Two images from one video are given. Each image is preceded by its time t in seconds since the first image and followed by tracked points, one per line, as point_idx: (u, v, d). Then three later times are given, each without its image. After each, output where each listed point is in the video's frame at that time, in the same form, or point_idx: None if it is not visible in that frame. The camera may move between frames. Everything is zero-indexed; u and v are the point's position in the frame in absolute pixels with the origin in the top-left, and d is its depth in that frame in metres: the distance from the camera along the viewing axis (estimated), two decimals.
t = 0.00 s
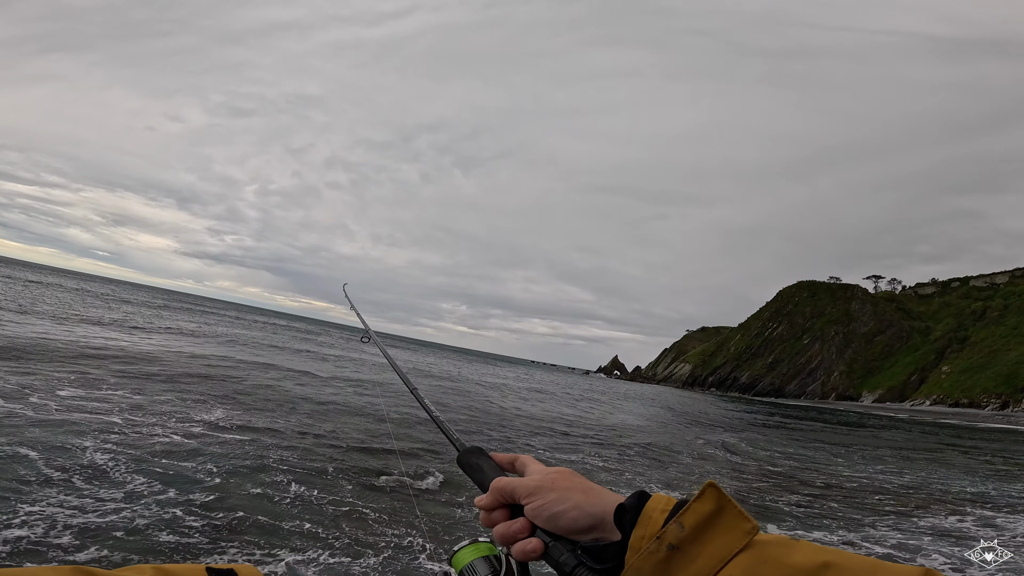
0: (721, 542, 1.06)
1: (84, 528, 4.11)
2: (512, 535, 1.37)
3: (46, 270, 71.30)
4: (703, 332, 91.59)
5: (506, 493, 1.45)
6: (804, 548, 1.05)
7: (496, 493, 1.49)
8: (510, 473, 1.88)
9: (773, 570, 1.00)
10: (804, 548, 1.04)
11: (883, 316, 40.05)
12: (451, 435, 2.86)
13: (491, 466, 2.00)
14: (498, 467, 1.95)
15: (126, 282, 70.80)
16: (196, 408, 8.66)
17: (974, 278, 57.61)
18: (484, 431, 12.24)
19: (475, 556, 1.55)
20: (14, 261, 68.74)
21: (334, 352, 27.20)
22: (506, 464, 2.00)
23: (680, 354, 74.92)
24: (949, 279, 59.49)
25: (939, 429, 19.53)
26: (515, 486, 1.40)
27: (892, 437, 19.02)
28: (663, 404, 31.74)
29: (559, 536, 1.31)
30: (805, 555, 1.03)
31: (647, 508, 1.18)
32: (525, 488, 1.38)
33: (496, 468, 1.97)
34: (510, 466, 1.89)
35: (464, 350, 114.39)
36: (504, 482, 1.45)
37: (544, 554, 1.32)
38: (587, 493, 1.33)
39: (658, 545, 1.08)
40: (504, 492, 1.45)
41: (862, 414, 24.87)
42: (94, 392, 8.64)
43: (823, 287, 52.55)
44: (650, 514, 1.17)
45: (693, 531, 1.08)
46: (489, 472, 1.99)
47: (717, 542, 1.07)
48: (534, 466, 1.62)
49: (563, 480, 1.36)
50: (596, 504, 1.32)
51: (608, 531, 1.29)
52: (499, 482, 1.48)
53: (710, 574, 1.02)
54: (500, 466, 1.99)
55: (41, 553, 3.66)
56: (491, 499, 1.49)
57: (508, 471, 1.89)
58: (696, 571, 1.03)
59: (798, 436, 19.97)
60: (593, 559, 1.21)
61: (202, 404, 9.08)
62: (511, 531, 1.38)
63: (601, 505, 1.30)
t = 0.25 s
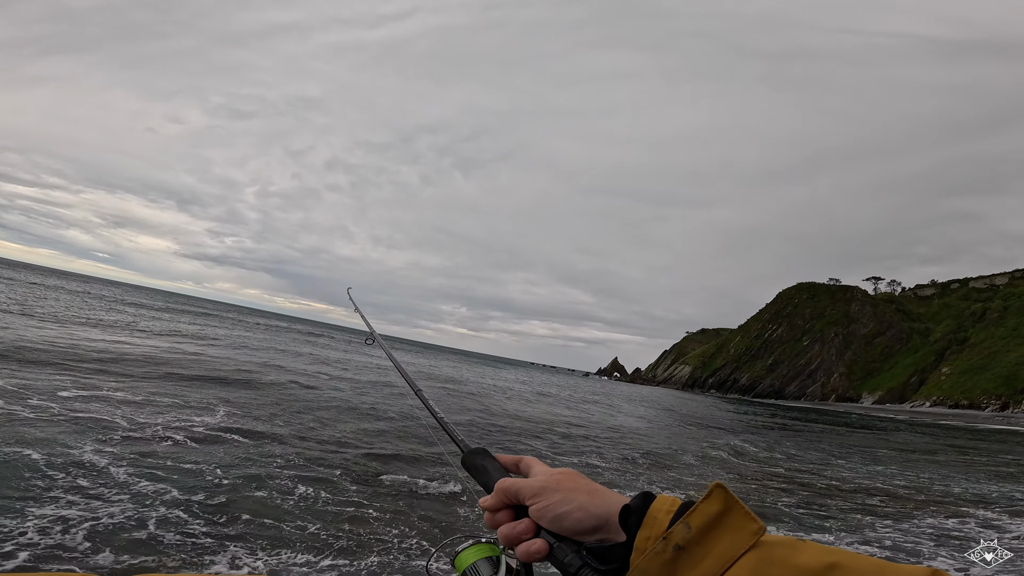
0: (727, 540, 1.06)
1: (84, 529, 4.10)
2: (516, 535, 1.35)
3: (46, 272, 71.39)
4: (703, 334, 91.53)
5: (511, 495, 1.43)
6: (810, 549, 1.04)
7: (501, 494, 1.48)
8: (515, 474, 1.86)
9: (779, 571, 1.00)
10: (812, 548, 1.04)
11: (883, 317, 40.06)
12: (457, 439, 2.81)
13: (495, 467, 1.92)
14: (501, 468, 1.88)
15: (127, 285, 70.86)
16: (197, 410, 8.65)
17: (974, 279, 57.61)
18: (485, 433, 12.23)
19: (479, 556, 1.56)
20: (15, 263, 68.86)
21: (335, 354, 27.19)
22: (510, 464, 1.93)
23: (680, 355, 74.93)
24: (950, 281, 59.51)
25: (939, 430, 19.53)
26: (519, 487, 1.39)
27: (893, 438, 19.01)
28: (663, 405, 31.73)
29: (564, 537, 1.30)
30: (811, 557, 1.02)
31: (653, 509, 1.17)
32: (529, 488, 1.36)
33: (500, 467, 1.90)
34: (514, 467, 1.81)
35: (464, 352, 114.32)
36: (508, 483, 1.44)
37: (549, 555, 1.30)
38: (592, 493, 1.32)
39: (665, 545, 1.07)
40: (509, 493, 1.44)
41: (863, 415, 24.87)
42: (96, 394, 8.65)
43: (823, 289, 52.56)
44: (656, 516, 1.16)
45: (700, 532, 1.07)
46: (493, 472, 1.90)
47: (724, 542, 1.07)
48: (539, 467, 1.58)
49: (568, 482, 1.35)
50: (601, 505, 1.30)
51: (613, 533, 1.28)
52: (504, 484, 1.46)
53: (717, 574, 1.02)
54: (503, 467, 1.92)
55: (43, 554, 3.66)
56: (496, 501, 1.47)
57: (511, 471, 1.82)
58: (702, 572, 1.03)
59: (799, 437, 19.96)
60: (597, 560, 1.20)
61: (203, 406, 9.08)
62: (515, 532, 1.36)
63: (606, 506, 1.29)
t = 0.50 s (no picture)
0: (720, 546, 1.05)
1: (84, 530, 4.12)
2: (509, 543, 1.35)
3: (47, 274, 71.45)
4: (703, 336, 91.40)
5: (503, 503, 1.42)
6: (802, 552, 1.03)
7: (493, 503, 1.47)
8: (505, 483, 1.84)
9: None
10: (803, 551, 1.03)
11: (884, 319, 40.03)
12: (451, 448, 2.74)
13: (487, 474, 1.85)
14: (493, 475, 1.83)
15: (128, 287, 70.92)
16: (196, 412, 8.65)
17: (975, 281, 57.55)
18: (485, 435, 12.20)
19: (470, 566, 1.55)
20: (17, 265, 68.97)
21: (335, 356, 27.20)
22: (503, 473, 1.87)
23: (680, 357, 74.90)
24: (951, 283, 59.41)
25: (940, 432, 19.53)
26: (511, 496, 1.38)
27: (894, 440, 19.01)
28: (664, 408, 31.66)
29: (555, 546, 1.30)
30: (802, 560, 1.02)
31: (644, 515, 1.16)
32: (519, 496, 1.36)
33: (492, 475, 1.84)
34: (505, 475, 1.76)
35: (464, 354, 114.11)
36: (500, 491, 1.43)
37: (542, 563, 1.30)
38: (583, 501, 1.32)
39: (656, 552, 1.07)
40: (501, 502, 1.43)
41: (864, 417, 24.82)
42: (96, 395, 8.65)
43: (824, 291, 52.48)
44: (648, 521, 1.15)
45: (691, 538, 1.07)
46: (484, 481, 1.83)
47: (716, 546, 1.06)
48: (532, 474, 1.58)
49: (558, 489, 1.35)
50: (592, 512, 1.31)
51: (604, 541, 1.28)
52: (495, 492, 1.45)
53: None
54: (496, 476, 1.85)
55: (42, 555, 3.66)
56: (489, 509, 1.45)
57: (504, 479, 1.76)
58: None
59: (799, 439, 19.96)
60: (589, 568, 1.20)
61: (203, 407, 9.07)
62: (508, 541, 1.35)
63: (597, 514, 1.29)
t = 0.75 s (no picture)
0: (720, 554, 1.04)
1: (93, 533, 4.15)
2: (508, 553, 1.35)
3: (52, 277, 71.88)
4: (705, 339, 91.24)
5: (501, 513, 1.44)
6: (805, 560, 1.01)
7: (491, 512, 1.48)
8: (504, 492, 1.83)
9: None
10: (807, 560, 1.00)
11: (888, 322, 39.92)
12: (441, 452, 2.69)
13: (484, 484, 1.83)
14: (490, 483, 1.81)
15: (132, 290, 71.30)
16: (200, 414, 8.68)
17: (977, 283, 57.41)
18: (487, 438, 12.22)
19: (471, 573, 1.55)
20: (22, 268, 69.44)
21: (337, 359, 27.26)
22: (500, 480, 1.86)
23: (682, 360, 74.79)
24: (954, 285, 59.23)
25: (944, 434, 19.45)
26: (510, 506, 1.40)
27: (898, 442, 18.94)
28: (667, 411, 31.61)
29: (555, 554, 1.31)
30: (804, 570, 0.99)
31: (642, 524, 1.16)
32: (519, 506, 1.38)
33: (489, 484, 1.81)
34: (504, 484, 1.76)
35: (466, 357, 114.09)
36: (500, 501, 1.44)
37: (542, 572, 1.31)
38: (581, 509, 1.33)
39: (655, 561, 1.06)
40: (500, 510, 1.45)
41: (867, 420, 24.75)
42: (101, 398, 8.70)
43: (826, 293, 52.37)
44: (647, 530, 1.15)
45: (689, 547, 1.06)
46: (481, 490, 1.81)
47: (717, 554, 1.04)
48: (530, 483, 1.58)
49: (556, 498, 1.36)
50: (590, 521, 1.32)
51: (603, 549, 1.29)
52: (494, 502, 1.47)
53: None
54: (494, 484, 1.83)
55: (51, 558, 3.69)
56: (488, 519, 1.47)
57: (502, 488, 1.76)
58: None
59: (803, 441, 19.90)
60: None
61: (206, 410, 9.11)
62: (507, 550, 1.37)
63: (596, 523, 1.30)
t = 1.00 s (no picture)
0: (720, 559, 0.97)
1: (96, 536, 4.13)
2: (501, 565, 1.35)
3: (58, 279, 72.17)
4: (708, 340, 91.02)
5: (495, 524, 1.43)
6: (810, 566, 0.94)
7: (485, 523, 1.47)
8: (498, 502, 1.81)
9: None
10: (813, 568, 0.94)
11: (891, 323, 39.79)
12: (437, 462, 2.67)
13: (478, 493, 1.80)
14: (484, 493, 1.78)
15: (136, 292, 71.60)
16: (202, 416, 8.70)
17: (982, 285, 57.17)
18: (489, 440, 12.22)
19: None
20: (27, 270, 69.71)
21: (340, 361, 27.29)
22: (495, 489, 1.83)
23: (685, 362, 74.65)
24: (958, 286, 58.92)
25: (948, 436, 19.36)
26: (503, 517, 1.39)
27: (901, 444, 18.86)
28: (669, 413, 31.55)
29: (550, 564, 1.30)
30: (808, 575, 0.92)
31: (638, 533, 1.13)
32: (512, 516, 1.37)
33: (483, 494, 1.79)
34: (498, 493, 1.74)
35: (468, 359, 114.03)
36: (493, 512, 1.44)
37: None
38: (575, 519, 1.32)
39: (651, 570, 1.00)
40: (493, 522, 1.43)
41: (870, 421, 24.63)
42: (105, 400, 8.72)
43: (830, 295, 52.18)
44: (643, 539, 1.11)
45: (686, 555, 1.00)
46: (476, 500, 1.78)
47: (715, 560, 0.98)
48: (523, 490, 1.56)
49: (550, 507, 1.35)
50: (585, 530, 1.30)
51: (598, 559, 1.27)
52: (488, 512, 1.47)
53: None
54: (487, 492, 1.81)
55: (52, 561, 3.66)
56: (481, 531, 1.45)
57: (496, 497, 1.73)
58: None
59: (806, 443, 19.84)
60: None
61: (210, 412, 9.13)
62: (502, 560, 1.36)
63: (590, 532, 1.28)
